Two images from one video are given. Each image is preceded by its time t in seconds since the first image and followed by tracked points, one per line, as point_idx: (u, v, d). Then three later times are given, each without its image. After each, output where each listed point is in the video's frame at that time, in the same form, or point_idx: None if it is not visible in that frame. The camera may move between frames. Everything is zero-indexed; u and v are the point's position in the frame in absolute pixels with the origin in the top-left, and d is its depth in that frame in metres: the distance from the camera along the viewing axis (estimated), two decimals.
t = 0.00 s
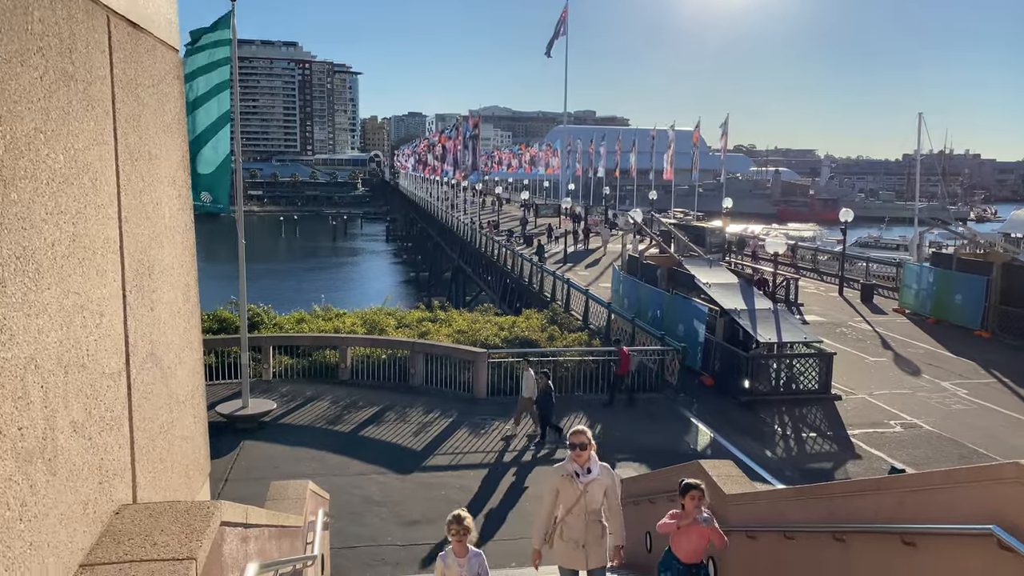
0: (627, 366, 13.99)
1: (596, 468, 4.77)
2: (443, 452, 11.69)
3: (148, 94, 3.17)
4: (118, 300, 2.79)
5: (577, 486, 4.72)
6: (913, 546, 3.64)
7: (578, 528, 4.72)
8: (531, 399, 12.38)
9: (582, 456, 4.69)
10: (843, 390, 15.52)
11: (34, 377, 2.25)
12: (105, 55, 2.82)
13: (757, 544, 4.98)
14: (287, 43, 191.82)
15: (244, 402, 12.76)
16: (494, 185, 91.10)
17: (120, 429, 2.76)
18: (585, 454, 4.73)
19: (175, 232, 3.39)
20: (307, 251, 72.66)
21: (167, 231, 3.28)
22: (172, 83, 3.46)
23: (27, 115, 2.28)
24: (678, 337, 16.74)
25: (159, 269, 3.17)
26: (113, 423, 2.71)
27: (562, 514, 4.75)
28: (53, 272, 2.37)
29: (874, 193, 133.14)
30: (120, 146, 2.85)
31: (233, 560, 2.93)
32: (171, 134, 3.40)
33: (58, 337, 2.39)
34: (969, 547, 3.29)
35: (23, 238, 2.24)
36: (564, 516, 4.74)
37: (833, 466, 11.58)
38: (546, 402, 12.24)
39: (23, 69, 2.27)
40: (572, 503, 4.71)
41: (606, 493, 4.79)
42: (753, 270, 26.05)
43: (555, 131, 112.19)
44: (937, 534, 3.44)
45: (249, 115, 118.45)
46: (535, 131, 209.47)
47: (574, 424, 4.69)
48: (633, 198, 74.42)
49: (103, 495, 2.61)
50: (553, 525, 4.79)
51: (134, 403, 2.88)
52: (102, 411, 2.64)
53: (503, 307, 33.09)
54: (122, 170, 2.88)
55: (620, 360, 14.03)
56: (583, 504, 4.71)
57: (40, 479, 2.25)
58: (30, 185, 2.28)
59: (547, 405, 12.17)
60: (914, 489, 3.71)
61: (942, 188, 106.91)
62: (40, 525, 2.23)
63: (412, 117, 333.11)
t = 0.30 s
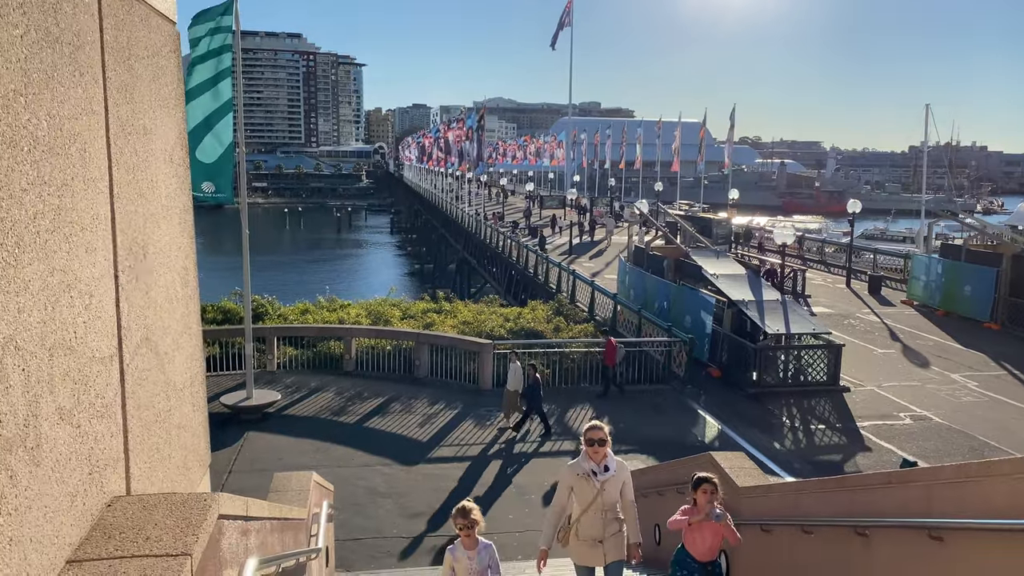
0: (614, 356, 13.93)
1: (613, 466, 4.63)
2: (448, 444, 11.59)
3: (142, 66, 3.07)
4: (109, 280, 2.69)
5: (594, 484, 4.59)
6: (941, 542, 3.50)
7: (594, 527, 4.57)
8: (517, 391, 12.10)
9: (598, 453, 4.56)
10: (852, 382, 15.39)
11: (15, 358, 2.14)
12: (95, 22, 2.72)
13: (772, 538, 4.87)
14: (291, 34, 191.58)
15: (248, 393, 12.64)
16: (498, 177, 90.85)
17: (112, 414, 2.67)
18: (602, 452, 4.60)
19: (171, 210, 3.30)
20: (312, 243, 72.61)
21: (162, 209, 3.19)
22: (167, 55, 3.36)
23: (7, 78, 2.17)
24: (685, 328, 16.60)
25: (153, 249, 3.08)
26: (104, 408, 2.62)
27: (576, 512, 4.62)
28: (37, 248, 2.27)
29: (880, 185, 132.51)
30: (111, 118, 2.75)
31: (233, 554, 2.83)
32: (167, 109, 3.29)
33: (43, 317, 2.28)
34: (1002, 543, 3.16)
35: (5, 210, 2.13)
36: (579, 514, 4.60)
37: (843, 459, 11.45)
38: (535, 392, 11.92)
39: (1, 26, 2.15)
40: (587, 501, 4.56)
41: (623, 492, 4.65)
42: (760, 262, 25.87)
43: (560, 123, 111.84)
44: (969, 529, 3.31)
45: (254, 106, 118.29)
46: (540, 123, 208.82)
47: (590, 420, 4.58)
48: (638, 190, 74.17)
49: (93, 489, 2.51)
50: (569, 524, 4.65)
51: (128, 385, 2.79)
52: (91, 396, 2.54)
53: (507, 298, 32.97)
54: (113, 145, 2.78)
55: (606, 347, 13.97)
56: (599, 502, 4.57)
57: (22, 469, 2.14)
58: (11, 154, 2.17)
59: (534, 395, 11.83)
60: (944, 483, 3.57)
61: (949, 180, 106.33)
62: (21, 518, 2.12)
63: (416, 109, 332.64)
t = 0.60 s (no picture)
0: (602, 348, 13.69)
1: (637, 450, 4.38)
2: (452, 435, 11.49)
3: (128, 34, 3.01)
4: (90, 256, 2.61)
5: (616, 469, 4.32)
6: (965, 535, 3.39)
7: (614, 517, 4.35)
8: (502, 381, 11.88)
9: (621, 434, 4.34)
10: (859, 374, 15.26)
11: None
12: None
13: (785, 530, 4.77)
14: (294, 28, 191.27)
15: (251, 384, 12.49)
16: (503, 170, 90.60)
17: (95, 395, 2.60)
18: (625, 435, 4.35)
19: (159, 188, 3.27)
20: (316, 236, 72.55)
21: (149, 185, 3.16)
22: (153, 24, 3.29)
23: None
24: (691, 320, 16.46)
25: (141, 227, 3.04)
26: (88, 389, 2.55)
27: (597, 499, 4.37)
28: (8, 215, 2.17)
29: (886, 178, 132.02)
30: (93, 86, 2.68)
31: (224, 546, 2.74)
32: (155, 80, 3.27)
33: (17, 292, 2.19)
34: None
35: None
36: (599, 503, 4.37)
37: (850, 451, 11.32)
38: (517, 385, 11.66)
39: None
40: (609, 488, 4.31)
41: (645, 479, 4.40)
42: (766, 253, 25.72)
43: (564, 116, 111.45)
44: (995, 523, 3.20)
45: (258, 99, 118.14)
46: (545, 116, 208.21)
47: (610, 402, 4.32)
48: (643, 183, 73.92)
49: (73, 477, 2.42)
50: (586, 512, 4.43)
51: (112, 365, 2.72)
52: (71, 378, 2.45)
53: (512, 291, 32.84)
54: (96, 115, 2.72)
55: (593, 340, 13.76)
56: (621, 489, 4.32)
57: None
58: None
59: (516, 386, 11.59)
60: (968, 475, 3.46)
61: (956, 173, 105.73)
62: None
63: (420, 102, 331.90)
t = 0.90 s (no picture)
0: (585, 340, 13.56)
1: (658, 440, 4.25)
2: (456, 430, 11.39)
3: (117, 9, 2.91)
4: (73, 241, 2.52)
5: (635, 458, 4.19)
6: (993, 535, 3.27)
7: (630, 508, 4.22)
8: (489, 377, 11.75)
9: (640, 424, 4.21)
10: (868, 368, 15.13)
11: None
12: None
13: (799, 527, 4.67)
14: (298, 22, 190.98)
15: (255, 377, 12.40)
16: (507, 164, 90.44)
17: (81, 385, 2.52)
18: (645, 424, 4.23)
19: (152, 171, 3.19)
20: (321, 230, 72.51)
21: (141, 166, 3.07)
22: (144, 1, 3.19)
23: None
24: (697, 314, 16.34)
25: (131, 211, 2.96)
26: (72, 380, 2.46)
27: (611, 489, 4.25)
28: None
29: (892, 173, 131.42)
30: (76, 61, 2.58)
31: (217, 546, 2.64)
32: (148, 57, 3.18)
33: None
34: None
35: None
36: (613, 494, 4.25)
37: (860, 447, 11.20)
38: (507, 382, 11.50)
39: None
40: (625, 477, 4.19)
41: (665, 471, 4.27)
42: (773, 248, 25.54)
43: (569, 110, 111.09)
44: None
45: (263, 93, 117.97)
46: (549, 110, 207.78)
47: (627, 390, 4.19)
48: (649, 177, 73.62)
49: (54, 474, 2.32)
50: (600, 503, 4.31)
51: (98, 354, 2.63)
52: (51, 366, 2.35)
53: (516, 285, 32.70)
54: (80, 91, 2.61)
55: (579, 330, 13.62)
56: (639, 479, 4.19)
57: None
58: None
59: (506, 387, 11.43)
60: (994, 472, 3.34)
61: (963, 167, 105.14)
62: None
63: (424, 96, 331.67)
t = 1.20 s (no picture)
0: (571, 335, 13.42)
1: (675, 440, 4.13)
2: (463, 423, 11.31)
3: None
4: (63, 208, 2.46)
5: (651, 459, 4.07)
6: None
7: (646, 511, 4.11)
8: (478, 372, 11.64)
9: (656, 422, 4.09)
10: (878, 363, 14.98)
11: None
12: None
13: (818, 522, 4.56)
14: (303, 17, 190.72)
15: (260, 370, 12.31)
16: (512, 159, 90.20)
17: (71, 362, 2.46)
18: (661, 423, 4.11)
19: (147, 143, 3.17)
20: (326, 225, 72.46)
21: (136, 136, 3.04)
22: None
23: None
24: (705, 307, 16.22)
25: (125, 182, 2.93)
26: (62, 355, 2.41)
27: (627, 490, 4.13)
28: None
29: (899, 168, 130.77)
30: (66, 20, 2.50)
31: (217, 533, 2.56)
32: (138, 23, 3.11)
33: None
34: None
35: None
36: (629, 494, 4.13)
37: (871, 441, 11.07)
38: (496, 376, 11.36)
39: None
40: (641, 478, 4.08)
41: (682, 472, 4.15)
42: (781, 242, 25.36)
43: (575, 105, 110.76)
44: None
45: (268, 88, 117.90)
46: (554, 105, 207.19)
47: (642, 387, 4.07)
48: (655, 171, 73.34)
49: (40, 457, 2.24)
50: (615, 504, 4.20)
51: (90, 330, 2.58)
52: (38, 342, 2.28)
53: (522, 279, 32.56)
54: (70, 50, 2.55)
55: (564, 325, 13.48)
56: (655, 481, 4.08)
57: None
58: None
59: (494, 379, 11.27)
60: None
61: (971, 163, 104.58)
62: None
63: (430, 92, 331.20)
